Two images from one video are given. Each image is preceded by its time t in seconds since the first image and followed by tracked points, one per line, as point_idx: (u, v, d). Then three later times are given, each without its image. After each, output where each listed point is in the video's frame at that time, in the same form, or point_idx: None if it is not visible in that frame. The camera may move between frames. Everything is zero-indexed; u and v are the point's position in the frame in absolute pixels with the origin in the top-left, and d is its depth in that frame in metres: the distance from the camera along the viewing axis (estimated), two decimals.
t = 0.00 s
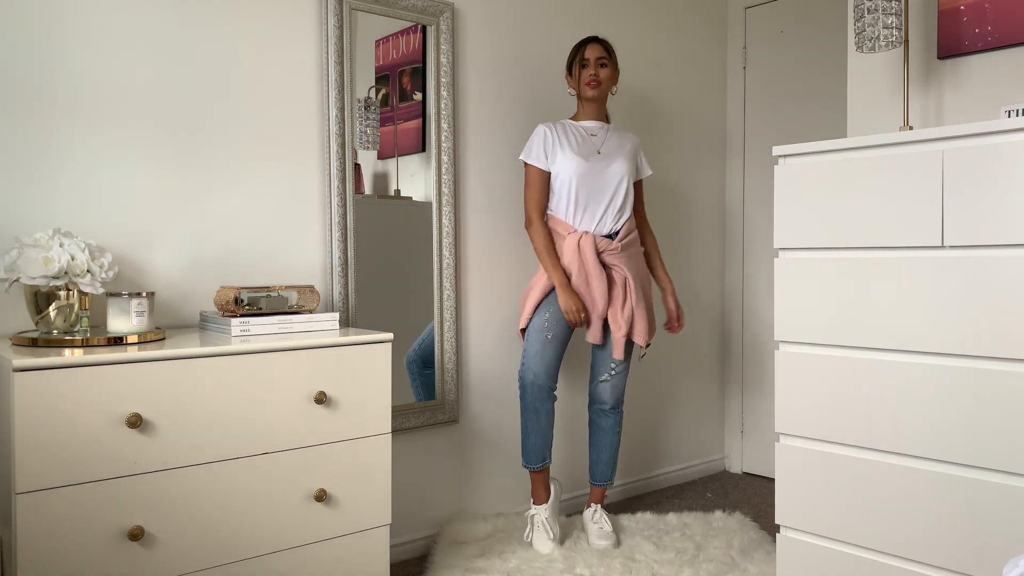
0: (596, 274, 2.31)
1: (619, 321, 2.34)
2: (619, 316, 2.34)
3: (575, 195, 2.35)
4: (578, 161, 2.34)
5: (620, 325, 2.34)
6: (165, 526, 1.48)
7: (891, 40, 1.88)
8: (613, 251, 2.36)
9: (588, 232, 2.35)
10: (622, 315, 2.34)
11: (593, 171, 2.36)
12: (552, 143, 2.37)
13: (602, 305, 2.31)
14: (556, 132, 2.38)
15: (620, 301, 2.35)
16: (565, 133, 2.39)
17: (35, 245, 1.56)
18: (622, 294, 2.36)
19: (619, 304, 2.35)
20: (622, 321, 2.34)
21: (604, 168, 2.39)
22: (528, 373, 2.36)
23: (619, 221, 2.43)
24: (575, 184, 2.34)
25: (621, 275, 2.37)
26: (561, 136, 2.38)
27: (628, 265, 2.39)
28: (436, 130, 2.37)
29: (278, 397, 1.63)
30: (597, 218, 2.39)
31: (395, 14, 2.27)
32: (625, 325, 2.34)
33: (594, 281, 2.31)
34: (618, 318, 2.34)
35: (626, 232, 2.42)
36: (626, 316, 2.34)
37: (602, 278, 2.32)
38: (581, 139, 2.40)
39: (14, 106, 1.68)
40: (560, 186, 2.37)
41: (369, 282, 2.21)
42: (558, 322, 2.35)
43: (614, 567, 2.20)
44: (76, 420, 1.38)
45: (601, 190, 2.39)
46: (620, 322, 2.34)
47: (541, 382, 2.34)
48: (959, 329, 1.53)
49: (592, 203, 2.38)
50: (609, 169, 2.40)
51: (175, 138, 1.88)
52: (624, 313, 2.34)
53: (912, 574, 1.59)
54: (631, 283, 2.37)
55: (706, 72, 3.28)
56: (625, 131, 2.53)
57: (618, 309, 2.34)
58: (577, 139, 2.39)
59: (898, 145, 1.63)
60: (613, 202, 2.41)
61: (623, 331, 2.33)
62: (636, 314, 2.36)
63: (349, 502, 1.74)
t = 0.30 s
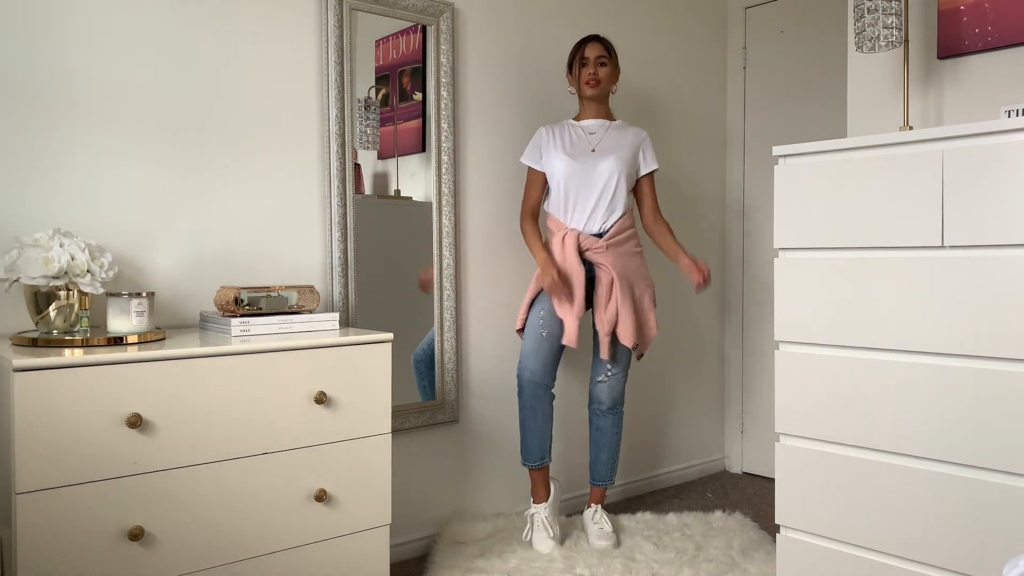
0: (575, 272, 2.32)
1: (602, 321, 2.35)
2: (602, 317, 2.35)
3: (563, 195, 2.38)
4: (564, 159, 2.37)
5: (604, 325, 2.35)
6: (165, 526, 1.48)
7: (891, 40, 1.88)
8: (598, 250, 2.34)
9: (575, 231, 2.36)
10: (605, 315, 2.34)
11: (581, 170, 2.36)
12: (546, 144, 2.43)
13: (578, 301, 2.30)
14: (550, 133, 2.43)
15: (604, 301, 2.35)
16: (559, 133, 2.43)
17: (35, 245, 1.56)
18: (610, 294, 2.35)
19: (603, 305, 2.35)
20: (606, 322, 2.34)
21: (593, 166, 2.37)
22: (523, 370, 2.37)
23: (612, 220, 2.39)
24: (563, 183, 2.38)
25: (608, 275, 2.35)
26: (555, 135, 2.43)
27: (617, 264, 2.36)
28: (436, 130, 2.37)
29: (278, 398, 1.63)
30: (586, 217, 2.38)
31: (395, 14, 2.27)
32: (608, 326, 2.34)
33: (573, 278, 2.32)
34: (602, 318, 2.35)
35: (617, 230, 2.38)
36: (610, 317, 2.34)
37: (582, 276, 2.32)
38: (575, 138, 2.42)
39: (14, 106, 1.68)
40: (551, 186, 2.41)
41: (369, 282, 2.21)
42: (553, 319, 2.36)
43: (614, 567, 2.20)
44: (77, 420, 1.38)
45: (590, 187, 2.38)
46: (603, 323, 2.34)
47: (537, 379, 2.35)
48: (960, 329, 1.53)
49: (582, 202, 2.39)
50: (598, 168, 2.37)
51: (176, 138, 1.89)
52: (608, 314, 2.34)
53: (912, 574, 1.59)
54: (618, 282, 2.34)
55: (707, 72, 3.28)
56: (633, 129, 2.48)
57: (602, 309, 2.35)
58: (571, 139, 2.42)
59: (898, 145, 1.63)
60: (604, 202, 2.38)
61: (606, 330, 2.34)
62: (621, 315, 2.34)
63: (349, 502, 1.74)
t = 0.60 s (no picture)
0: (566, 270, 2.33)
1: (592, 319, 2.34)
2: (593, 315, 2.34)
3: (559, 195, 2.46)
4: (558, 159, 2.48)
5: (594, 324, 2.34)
6: (166, 526, 1.48)
7: (891, 40, 1.88)
8: (591, 248, 2.34)
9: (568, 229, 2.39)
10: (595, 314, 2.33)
11: (574, 170, 2.44)
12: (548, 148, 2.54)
13: (566, 299, 2.30)
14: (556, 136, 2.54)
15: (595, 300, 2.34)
16: (560, 135, 2.52)
17: (35, 245, 1.56)
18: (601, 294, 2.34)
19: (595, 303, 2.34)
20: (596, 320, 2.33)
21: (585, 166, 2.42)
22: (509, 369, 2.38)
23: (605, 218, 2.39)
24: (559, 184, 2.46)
25: (601, 274, 2.34)
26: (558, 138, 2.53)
27: (611, 263, 2.35)
28: (436, 130, 2.37)
29: (279, 398, 1.63)
30: (580, 216, 2.42)
31: (395, 15, 2.27)
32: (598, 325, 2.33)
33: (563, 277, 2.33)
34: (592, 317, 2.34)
35: (611, 229, 2.37)
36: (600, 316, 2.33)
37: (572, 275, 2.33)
38: (574, 139, 2.49)
39: (14, 106, 1.68)
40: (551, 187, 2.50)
41: (369, 282, 2.21)
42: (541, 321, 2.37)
43: (614, 567, 2.20)
44: (77, 420, 1.38)
45: (580, 185, 2.43)
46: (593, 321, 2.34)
47: (520, 378, 2.35)
48: (961, 329, 1.53)
49: (577, 202, 2.43)
50: (591, 167, 2.42)
51: (176, 138, 1.89)
52: (599, 312, 2.33)
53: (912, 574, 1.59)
54: (610, 281, 2.33)
55: (707, 72, 3.28)
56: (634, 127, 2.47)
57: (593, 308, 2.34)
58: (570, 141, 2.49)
59: (898, 145, 1.63)
60: (596, 199, 2.40)
61: (595, 329, 2.33)
62: (612, 314, 2.33)
63: (349, 502, 1.74)
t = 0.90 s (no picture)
0: (568, 269, 2.33)
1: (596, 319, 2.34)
2: (596, 315, 2.34)
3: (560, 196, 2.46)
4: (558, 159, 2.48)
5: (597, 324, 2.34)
6: (166, 526, 1.48)
7: (891, 40, 1.88)
8: (594, 247, 2.34)
9: (569, 228, 2.38)
10: (599, 314, 2.34)
11: (575, 171, 2.43)
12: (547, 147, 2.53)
13: (569, 298, 2.30)
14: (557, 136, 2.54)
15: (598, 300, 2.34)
16: (560, 135, 2.51)
17: (35, 245, 1.56)
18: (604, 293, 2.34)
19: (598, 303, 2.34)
20: (600, 320, 2.34)
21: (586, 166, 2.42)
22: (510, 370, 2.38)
23: (606, 218, 2.40)
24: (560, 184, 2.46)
25: (603, 274, 2.35)
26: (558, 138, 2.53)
27: (613, 263, 2.35)
28: (436, 130, 2.37)
29: (278, 398, 1.63)
30: (581, 216, 2.42)
31: (395, 15, 2.27)
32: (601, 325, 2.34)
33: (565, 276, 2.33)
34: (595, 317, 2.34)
35: (613, 229, 2.37)
36: (603, 316, 2.33)
37: (575, 274, 2.33)
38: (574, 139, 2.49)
39: (14, 106, 1.68)
40: (552, 187, 2.50)
41: (369, 283, 2.21)
42: (542, 321, 2.37)
43: (614, 567, 2.20)
44: (77, 421, 1.38)
45: (580, 185, 2.43)
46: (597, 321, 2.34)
47: (523, 379, 2.35)
48: (962, 329, 1.52)
49: (578, 202, 2.43)
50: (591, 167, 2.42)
51: (175, 139, 1.89)
52: (602, 312, 2.34)
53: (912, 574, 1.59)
54: (613, 281, 2.33)
55: (707, 72, 3.28)
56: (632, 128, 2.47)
57: (596, 308, 2.35)
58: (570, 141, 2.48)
59: (898, 145, 1.62)
60: (597, 199, 2.40)
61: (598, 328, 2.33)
62: (615, 314, 2.33)
63: (349, 502, 1.74)
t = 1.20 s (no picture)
0: (580, 268, 2.31)
1: (606, 319, 2.36)
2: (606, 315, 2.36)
3: (565, 194, 2.41)
4: (559, 156, 2.43)
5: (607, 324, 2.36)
6: (166, 527, 1.48)
7: (891, 40, 1.88)
8: (603, 247, 2.34)
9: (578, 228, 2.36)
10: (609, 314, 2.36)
11: (581, 168, 2.39)
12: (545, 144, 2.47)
13: (582, 298, 2.29)
14: (549, 134, 2.50)
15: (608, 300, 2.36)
16: (557, 134, 2.48)
17: (35, 245, 1.56)
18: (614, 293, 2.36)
19: (607, 303, 2.36)
20: (610, 320, 2.36)
21: (593, 164, 2.40)
22: (517, 371, 2.37)
23: (613, 217, 2.40)
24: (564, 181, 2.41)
25: (612, 273, 2.36)
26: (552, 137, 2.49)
27: (622, 263, 2.38)
28: (436, 130, 2.37)
29: (278, 399, 1.62)
30: (588, 216, 2.39)
31: (395, 15, 2.27)
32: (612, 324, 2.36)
33: (577, 275, 2.31)
34: (604, 317, 2.36)
35: (621, 229, 2.38)
36: (614, 316, 2.35)
37: (587, 273, 2.31)
38: (572, 138, 2.46)
39: (14, 106, 1.68)
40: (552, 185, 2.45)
41: (369, 283, 2.21)
42: (549, 321, 2.36)
43: (614, 567, 2.20)
44: (77, 421, 1.38)
45: (586, 185, 2.40)
46: (607, 321, 2.36)
47: (531, 380, 2.34)
48: (962, 328, 1.52)
49: (584, 200, 2.40)
50: (598, 165, 2.39)
51: (175, 138, 1.88)
52: (612, 312, 2.36)
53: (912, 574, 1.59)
54: (622, 282, 2.36)
55: (706, 72, 3.28)
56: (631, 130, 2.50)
57: (606, 308, 2.36)
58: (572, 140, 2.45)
59: (898, 145, 1.62)
60: (605, 198, 2.39)
61: (609, 328, 2.35)
62: (625, 313, 2.36)
63: (349, 502, 1.74)
